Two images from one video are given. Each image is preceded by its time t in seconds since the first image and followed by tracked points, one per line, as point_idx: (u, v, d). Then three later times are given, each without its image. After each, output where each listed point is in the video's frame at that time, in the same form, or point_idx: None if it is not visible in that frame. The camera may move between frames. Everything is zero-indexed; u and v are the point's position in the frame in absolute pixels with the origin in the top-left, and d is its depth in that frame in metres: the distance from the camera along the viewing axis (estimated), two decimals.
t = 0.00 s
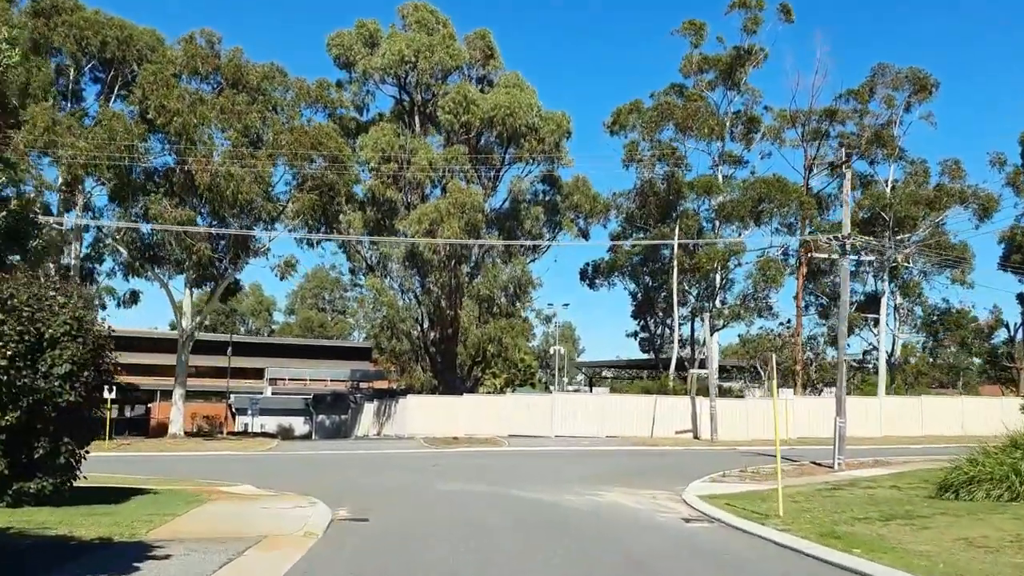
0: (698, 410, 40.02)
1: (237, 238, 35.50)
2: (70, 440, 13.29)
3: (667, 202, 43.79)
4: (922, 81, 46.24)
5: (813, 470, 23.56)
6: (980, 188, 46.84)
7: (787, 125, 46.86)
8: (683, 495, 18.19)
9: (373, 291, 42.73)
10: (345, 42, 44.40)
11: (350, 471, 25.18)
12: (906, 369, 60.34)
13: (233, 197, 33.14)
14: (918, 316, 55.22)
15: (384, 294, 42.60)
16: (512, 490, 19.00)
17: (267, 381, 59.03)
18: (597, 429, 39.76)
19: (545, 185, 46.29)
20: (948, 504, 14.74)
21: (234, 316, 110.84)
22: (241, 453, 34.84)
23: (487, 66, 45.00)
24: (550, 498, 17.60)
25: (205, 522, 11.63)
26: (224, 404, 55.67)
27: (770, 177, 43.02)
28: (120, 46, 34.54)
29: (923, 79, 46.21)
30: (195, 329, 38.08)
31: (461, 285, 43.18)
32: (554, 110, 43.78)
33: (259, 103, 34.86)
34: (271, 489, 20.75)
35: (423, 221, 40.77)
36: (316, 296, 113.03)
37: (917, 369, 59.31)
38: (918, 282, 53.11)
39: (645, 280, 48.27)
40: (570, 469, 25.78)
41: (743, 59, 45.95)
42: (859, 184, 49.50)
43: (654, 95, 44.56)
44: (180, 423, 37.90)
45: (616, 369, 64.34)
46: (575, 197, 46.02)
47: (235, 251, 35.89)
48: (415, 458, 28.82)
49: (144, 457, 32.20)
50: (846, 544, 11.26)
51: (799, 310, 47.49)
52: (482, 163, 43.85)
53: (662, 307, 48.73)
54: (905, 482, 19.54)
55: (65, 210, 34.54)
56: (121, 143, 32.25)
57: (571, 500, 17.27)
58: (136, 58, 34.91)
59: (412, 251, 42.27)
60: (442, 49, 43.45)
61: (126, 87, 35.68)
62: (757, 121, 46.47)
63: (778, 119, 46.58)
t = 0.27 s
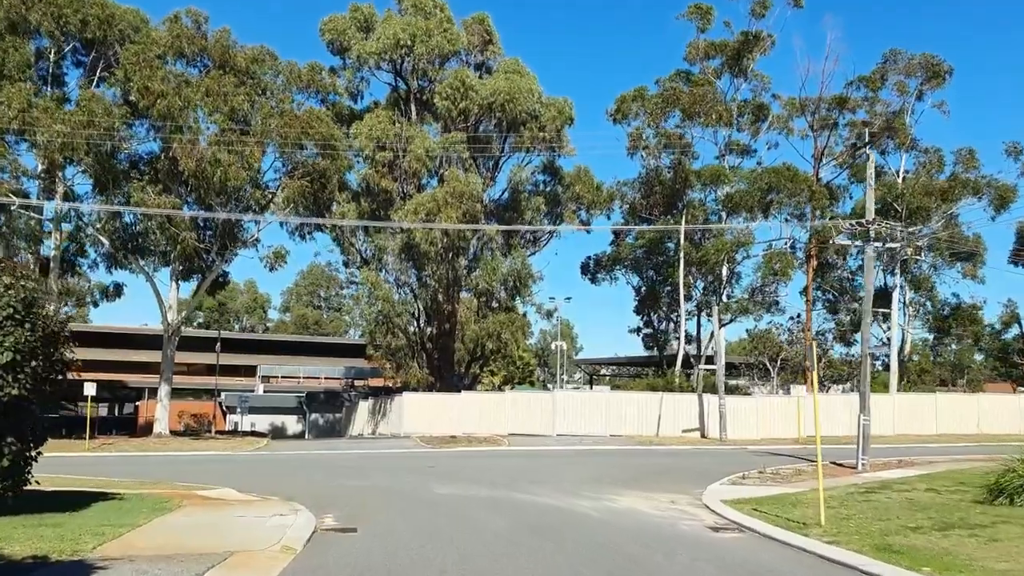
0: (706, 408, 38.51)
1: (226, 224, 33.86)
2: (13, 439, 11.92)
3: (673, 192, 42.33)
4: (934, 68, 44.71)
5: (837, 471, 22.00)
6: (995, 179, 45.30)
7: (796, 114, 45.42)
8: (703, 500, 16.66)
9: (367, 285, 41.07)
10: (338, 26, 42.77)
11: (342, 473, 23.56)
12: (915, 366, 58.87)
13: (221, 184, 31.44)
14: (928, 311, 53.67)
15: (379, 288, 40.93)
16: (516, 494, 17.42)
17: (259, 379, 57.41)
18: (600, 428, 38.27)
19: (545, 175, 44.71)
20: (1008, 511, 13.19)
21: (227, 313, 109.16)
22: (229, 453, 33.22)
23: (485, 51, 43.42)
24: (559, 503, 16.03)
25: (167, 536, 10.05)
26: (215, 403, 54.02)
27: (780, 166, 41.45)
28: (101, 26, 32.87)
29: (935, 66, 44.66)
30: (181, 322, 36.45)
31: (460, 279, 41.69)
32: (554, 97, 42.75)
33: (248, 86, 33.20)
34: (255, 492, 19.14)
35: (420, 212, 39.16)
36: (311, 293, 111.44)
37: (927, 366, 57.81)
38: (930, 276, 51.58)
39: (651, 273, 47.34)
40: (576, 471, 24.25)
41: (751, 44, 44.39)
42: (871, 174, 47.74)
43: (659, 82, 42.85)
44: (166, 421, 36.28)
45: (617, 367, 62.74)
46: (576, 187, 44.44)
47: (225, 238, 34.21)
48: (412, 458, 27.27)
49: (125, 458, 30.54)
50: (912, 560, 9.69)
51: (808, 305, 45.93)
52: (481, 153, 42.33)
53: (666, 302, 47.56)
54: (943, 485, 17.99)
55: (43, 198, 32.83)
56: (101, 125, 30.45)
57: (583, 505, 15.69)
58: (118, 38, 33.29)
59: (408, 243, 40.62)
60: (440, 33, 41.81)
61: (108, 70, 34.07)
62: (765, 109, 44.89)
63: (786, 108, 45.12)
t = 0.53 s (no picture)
0: (718, 403, 37.06)
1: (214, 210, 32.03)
2: None
3: (682, 180, 40.94)
4: (952, 52, 42.87)
5: (867, 470, 20.49)
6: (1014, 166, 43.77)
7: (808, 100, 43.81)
8: (729, 503, 15.21)
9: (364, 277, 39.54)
10: (334, 10, 41.32)
11: (337, 474, 22.07)
12: (928, 361, 57.38)
13: (209, 168, 29.87)
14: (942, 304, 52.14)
15: (376, 280, 39.41)
16: (524, 497, 15.92)
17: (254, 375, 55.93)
18: (607, 425, 36.76)
19: (549, 163, 43.18)
20: None
21: (225, 309, 107.67)
22: (219, 452, 31.70)
23: (487, 36, 41.90)
24: (573, 508, 14.52)
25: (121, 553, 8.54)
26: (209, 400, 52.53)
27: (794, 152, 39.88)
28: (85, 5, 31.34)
29: (952, 49, 42.82)
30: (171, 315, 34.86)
31: (462, 271, 40.06)
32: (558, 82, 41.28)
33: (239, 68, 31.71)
34: (239, 496, 17.64)
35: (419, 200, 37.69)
36: (310, 290, 110.02)
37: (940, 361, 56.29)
38: (945, 268, 50.06)
39: (660, 265, 45.57)
40: (586, 471, 22.80)
41: (761, 28, 42.87)
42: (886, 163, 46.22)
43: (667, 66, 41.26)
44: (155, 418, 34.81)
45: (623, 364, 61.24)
46: (581, 176, 43.08)
47: (215, 225, 32.34)
48: (411, 458, 25.83)
49: (110, 458, 29.02)
50: None
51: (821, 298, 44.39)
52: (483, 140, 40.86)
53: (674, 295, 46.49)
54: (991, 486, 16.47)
55: (24, 186, 31.39)
56: (81, 107, 29.08)
57: (600, 510, 14.18)
58: (102, 18, 31.81)
59: (408, 233, 39.07)
60: (439, 16, 40.29)
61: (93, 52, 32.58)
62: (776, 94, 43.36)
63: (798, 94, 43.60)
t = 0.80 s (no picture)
0: (734, 401, 35.55)
1: (207, 199, 30.57)
2: None
3: (695, 168, 39.50)
4: (974, 35, 41.41)
5: (905, 472, 18.99)
6: None
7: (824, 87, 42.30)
8: (764, 510, 13.80)
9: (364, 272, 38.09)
10: None
11: (334, 476, 20.62)
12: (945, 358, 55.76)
13: (201, 155, 28.51)
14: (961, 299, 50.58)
15: (378, 274, 37.88)
16: (537, 502, 14.43)
17: (253, 374, 54.53)
18: (618, 424, 35.27)
19: (556, 153, 41.77)
20: None
21: (225, 308, 106.23)
22: (213, 452, 30.24)
23: (492, 21, 40.42)
24: (593, 515, 13.03)
25: None
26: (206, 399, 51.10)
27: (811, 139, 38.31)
28: None
29: (975, 33, 41.36)
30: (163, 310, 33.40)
31: (467, 264, 38.43)
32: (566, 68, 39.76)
33: (233, 51, 30.27)
34: (225, 501, 16.17)
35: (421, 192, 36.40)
36: (312, 288, 108.60)
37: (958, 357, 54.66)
38: (964, 261, 48.50)
39: (674, 254, 44.03)
40: (599, 472, 21.39)
41: (776, 12, 41.34)
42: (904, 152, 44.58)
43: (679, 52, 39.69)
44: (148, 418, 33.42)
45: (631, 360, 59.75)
46: (589, 166, 41.66)
47: (209, 215, 30.87)
48: (414, 459, 24.41)
49: (96, 460, 27.56)
50: None
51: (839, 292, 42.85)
52: (488, 131, 39.46)
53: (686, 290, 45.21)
54: None
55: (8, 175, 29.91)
56: (66, 87, 27.34)
57: (623, 518, 12.69)
58: None
59: (410, 225, 37.56)
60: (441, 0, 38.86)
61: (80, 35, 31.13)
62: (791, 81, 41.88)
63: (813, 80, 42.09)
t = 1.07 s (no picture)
0: (755, 401, 34.04)
1: (203, 187, 29.35)
2: None
3: (713, 159, 38.05)
4: (1002, 21, 39.81)
5: (953, 477, 17.53)
6: None
7: (845, 75, 40.71)
8: (812, 520, 12.34)
9: (368, 267, 36.67)
10: None
11: (335, 482, 19.22)
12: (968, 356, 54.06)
13: (197, 142, 27.19)
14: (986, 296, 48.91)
15: (382, 270, 36.44)
16: (559, 512, 13.01)
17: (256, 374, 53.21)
18: (634, 426, 33.86)
19: (567, 145, 40.32)
20: None
21: (230, 308, 104.92)
22: (211, 455, 28.87)
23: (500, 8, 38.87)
24: (624, 528, 11.61)
25: None
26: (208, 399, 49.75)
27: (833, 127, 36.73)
28: None
29: (1002, 19, 39.77)
30: (160, 307, 32.04)
31: (476, 262, 36.81)
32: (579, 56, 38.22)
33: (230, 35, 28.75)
34: (216, 510, 14.78)
35: (427, 184, 34.97)
36: (318, 289, 107.31)
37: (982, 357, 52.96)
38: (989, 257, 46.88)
39: (690, 246, 42.47)
40: (619, 478, 19.95)
41: None
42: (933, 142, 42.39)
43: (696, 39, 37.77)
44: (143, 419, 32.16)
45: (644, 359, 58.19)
46: (601, 158, 40.15)
47: (205, 203, 29.61)
48: (420, 462, 23.00)
49: (87, 464, 26.21)
50: None
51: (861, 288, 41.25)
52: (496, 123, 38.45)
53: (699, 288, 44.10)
54: None
55: None
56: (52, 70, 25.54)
57: (658, 531, 11.27)
58: None
59: (417, 219, 36.06)
60: None
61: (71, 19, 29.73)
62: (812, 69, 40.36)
63: (834, 69, 40.53)
